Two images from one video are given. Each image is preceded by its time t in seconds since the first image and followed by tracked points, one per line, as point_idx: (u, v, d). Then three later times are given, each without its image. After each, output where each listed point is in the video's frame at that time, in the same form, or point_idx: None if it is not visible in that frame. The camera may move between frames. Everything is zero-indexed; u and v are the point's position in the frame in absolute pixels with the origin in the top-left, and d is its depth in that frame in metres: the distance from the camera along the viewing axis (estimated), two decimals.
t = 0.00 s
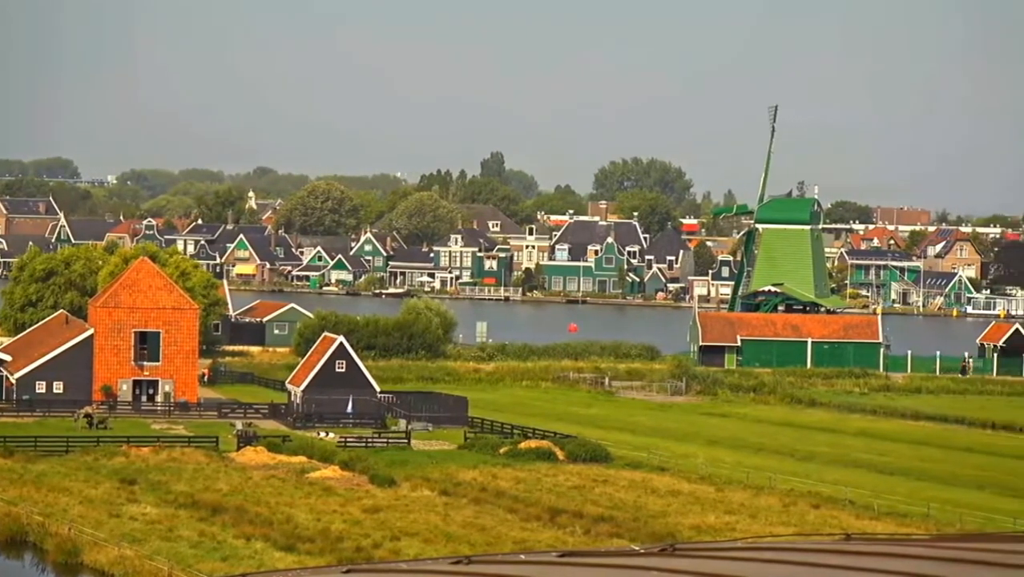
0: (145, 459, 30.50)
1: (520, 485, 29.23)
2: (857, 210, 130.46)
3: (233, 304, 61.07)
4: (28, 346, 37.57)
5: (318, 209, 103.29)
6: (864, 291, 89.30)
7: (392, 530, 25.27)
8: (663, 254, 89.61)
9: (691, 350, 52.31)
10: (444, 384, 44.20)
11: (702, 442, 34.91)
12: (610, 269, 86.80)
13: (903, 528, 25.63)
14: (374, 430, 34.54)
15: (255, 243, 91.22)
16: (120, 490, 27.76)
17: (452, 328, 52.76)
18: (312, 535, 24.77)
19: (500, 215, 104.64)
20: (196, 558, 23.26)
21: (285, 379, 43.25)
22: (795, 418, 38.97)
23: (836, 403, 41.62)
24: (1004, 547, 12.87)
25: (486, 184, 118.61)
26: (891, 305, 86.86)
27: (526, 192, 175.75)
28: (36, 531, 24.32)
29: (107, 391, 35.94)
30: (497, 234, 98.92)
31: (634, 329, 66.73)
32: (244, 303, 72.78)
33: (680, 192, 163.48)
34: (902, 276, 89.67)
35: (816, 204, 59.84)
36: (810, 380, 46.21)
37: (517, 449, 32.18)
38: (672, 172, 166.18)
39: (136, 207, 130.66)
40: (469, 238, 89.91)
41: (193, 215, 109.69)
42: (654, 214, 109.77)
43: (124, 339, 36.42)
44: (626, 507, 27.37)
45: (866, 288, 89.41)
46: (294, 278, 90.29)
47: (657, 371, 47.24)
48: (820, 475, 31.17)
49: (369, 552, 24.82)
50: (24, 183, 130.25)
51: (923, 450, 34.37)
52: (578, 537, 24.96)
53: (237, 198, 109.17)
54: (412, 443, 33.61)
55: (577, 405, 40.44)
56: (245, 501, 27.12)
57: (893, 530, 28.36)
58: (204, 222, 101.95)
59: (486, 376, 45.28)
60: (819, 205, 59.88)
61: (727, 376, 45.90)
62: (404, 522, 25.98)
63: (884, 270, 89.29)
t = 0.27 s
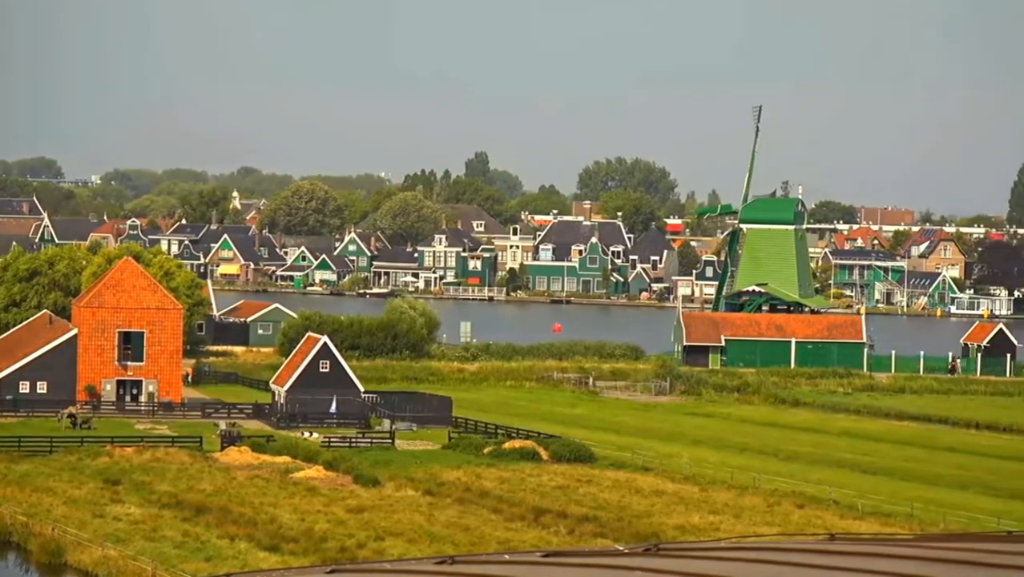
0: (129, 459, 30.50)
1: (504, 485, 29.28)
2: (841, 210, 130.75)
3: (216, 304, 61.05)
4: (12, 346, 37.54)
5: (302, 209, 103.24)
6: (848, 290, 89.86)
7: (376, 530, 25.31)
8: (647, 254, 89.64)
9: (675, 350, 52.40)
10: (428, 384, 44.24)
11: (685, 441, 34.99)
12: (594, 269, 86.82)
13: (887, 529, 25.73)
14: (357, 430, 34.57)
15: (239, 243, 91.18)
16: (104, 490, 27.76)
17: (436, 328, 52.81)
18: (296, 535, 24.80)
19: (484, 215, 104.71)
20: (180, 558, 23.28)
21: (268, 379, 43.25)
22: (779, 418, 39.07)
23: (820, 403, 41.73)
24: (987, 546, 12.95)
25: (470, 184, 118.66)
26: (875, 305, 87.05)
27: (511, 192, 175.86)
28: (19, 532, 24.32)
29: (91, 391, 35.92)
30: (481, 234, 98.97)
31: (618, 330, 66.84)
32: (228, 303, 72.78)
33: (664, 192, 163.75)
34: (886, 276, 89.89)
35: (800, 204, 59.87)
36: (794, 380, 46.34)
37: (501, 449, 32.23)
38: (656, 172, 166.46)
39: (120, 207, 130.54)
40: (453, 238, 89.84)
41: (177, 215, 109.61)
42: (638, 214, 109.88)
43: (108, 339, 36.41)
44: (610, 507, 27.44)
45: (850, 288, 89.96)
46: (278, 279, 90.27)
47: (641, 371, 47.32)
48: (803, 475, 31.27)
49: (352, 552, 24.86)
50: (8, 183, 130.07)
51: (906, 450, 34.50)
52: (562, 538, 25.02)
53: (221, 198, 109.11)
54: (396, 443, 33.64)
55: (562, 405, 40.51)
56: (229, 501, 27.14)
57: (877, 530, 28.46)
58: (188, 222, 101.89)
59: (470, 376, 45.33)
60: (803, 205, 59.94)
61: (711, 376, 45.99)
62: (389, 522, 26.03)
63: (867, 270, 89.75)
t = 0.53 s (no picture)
0: (120, 459, 30.49)
1: (495, 485, 29.30)
2: (832, 210, 130.88)
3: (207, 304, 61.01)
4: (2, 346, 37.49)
5: (294, 209, 103.20)
6: (839, 290, 89.51)
7: (367, 530, 25.33)
8: (638, 254, 89.82)
9: (666, 350, 52.45)
10: (419, 384, 44.25)
11: (676, 441, 35.03)
12: (585, 269, 86.90)
13: (878, 529, 25.79)
14: (348, 430, 34.58)
15: (230, 243, 91.13)
16: (95, 490, 27.75)
17: (427, 328, 52.82)
18: (287, 535, 24.81)
19: (475, 215, 104.72)
20: (171, 558, 23.29)
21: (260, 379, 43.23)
22: (770, 418, 39.13)
23: (811, 403, 41.78)
24: (979, 546, 12.99)
25: (461, 184, 118.65)
26: (865, 305, 87.14)
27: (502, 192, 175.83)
28: (10, 532, 24.31)
29: (82, 392, 35.89)
30: (472, 234, 98.95)
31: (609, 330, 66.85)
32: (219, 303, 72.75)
33: (655, 193, 163.84)
34: (877, 276, 89.97)
35: (790, 204, 59.98)
36: (785, 380, 46.40)
37: (492, 449, 32.25)
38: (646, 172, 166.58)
39: (110, 207, 130.42)
40: (443, 238, 89.97)
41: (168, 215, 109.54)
42: (629, 214, 109.89)
43: (99, 339, 36.39)
44: (601, 507, 27.46)
45: (841, 288, 89.63)
46: (269, 279, 90.23)
47: (632, 371, 47.35)
48: (795, 475, 31.31)
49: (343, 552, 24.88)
50: None
51: (897, 450, 34.55)
52: (553, 537, 25.05)
53: (212, 198, 109.06)
54: (387, 443, 33.66)
55: (553, 405, 40.54)
56: (220, 501, 27.14)
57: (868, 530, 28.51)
58: (179, 222, 101.81)
59: (461, 376, 45.35)
60: (794, 204, 60.06)
61: (702, 376, 46.02)
62: (380, 522, 26.05)
63: (858, 270, 89.66)
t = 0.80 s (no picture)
0: (109, 459, 30.47)
1: (485, 485, 29.32)
2: (821, 210, 131.02)
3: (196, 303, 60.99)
4: None
5: (283, 209, 103.12)
6: (829, 290, 89.81)
7: (356, 529, 25.34)
8: (628, 254, 89.82)
9: (655, 350, 52.49)
10: (409, 384, 44.25)
11: (666, 441, 35.08)
12: (574, 269, 86.89)
13: (867, 529, 25.84)
14: (338, 430, 34.58)
15: (219, 243, 91.08)
16: (84, 490, 27.73)
17: (417, 328, 52.85)
18: (276, 535, 24.82)
19: (464, 215, 104.73)
20: (161, 558, 23.29)
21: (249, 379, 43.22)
22: (760, 418, 39.18)
23: (800, 403, 41.84)
24: (968, 546, 13.02)
25: (451, 184, 118.66)
26: (855, 305, 87.25)
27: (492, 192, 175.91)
28: None
29: (71, 391, 35.86)
30: (462, 234, 98.94)
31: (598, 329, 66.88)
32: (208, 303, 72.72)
33: (644, 193, 163.97)
34: (866, 276, 90.06)
35: (780, 204, 60.12)
36: (774, 380, 46.46)
37: (482, 449, 32.27)
38: (636, 172, 166.73)
39: (100, 207, 130.32)
40: (433, 239, 90.32)
41: (157, 215, 109.48)
42: (618, 214, 109.91)
43: (88, 339, 36.37)
44: (590, 507, 27.49)
45: (830, 288, 89.89)
46: (259, 278, 90.19)
47: (621, 371, 47.38)
48: (784, 475, 31.35)
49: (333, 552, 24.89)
50: None
51: (886, 450, 34.61)
52: (543, 537, 25.07)
53: (201, 198, 109.01)
54: (376, 443, 33.66)
55: (542, 405, 40.57)
56: (209, 501, 27.14)
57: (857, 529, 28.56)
58: (169, 222, 101.76)
59: (450, 376, 45.36)
60: (784, 205, 60.18)
61: (691, 375, 46.07)
62: (369, 522, 26.06)
63: (848, 270, 89.74)
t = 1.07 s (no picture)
0: (94, 459, 30.44)
1: (470, 485, 29.35)
2: (807, 210, 131.23)
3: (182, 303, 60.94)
4: None
5: (268, 209, 103.07)
6: (814, 290, 90.00)
7: (342, 530, 25.37)
8: (613, 254, 90.03)
9: (640, 350, 52.57)
10: (395, 384, 44.26)
11: (651, 441, 35.14)
12: (560, 269, 86.95)
13: (852, 529, 25.92)
14: (323, 430, 34.59)
15: (205, 243, 90.99)
16: (69, 490, 27.71)
17: (403, 328, 52.86)
18: (262, 535, 24.83)
19: (450, 215, 104.71)
20: (146, 558, 23.30)
21: (234, 379, 43.20)
22: (745, 418, 39.26)
23: (786, 403, 41.93)
24: (952, 546, 13.09)
25: (436, 184, 118.62)
26: (840, 305, 87.40)
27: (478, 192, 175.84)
28: None
29: (56, 392, 35.80)
30: (447, 234, 98.93)
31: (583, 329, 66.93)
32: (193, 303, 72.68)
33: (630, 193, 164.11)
34: (851, 276, 90.16)
35: (765, 204, 60.15)
36: (760, 380, 46.55)
37: (467, 449, 32.30)
38: (622, 173, 166.87)
39: (85, 207, 130.14)
40: (418, 239, 90.12)
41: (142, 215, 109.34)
42: (604, 214, 109.97)
43: (73, 339, 36.35)
44: (576, 507, 27.54)
45: (815, 288, 89.92)
46: (244, 278, 90.16)
47: (607, 371, 47.44)
48: (769, 475, 31.42)
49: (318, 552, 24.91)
50: None
51: (871, 449, 34.70)
52: (528, 537, 25.11)
53: (187, 198, 108.92)
54: (362, 443, 33.68)
55: (528, 405, 40.61)
56: (194, 501, 27.14)
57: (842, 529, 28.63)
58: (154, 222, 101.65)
59: (436, 376, 45.38)
60: (769, 204, 60.23)
61: (677, 375, 46.13)
62: (355, 522, 26.08)
63: (833, 270, 89.90)
